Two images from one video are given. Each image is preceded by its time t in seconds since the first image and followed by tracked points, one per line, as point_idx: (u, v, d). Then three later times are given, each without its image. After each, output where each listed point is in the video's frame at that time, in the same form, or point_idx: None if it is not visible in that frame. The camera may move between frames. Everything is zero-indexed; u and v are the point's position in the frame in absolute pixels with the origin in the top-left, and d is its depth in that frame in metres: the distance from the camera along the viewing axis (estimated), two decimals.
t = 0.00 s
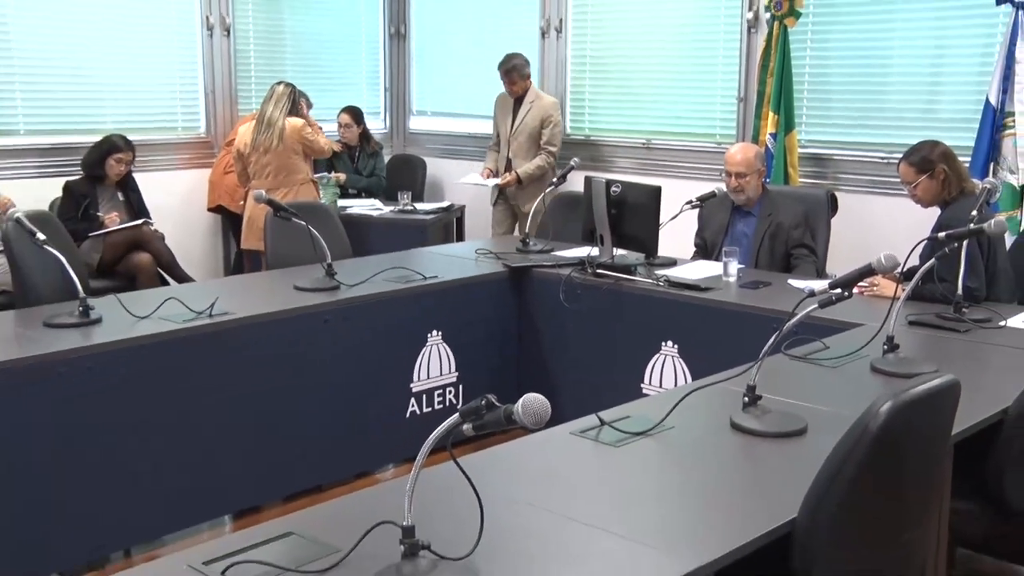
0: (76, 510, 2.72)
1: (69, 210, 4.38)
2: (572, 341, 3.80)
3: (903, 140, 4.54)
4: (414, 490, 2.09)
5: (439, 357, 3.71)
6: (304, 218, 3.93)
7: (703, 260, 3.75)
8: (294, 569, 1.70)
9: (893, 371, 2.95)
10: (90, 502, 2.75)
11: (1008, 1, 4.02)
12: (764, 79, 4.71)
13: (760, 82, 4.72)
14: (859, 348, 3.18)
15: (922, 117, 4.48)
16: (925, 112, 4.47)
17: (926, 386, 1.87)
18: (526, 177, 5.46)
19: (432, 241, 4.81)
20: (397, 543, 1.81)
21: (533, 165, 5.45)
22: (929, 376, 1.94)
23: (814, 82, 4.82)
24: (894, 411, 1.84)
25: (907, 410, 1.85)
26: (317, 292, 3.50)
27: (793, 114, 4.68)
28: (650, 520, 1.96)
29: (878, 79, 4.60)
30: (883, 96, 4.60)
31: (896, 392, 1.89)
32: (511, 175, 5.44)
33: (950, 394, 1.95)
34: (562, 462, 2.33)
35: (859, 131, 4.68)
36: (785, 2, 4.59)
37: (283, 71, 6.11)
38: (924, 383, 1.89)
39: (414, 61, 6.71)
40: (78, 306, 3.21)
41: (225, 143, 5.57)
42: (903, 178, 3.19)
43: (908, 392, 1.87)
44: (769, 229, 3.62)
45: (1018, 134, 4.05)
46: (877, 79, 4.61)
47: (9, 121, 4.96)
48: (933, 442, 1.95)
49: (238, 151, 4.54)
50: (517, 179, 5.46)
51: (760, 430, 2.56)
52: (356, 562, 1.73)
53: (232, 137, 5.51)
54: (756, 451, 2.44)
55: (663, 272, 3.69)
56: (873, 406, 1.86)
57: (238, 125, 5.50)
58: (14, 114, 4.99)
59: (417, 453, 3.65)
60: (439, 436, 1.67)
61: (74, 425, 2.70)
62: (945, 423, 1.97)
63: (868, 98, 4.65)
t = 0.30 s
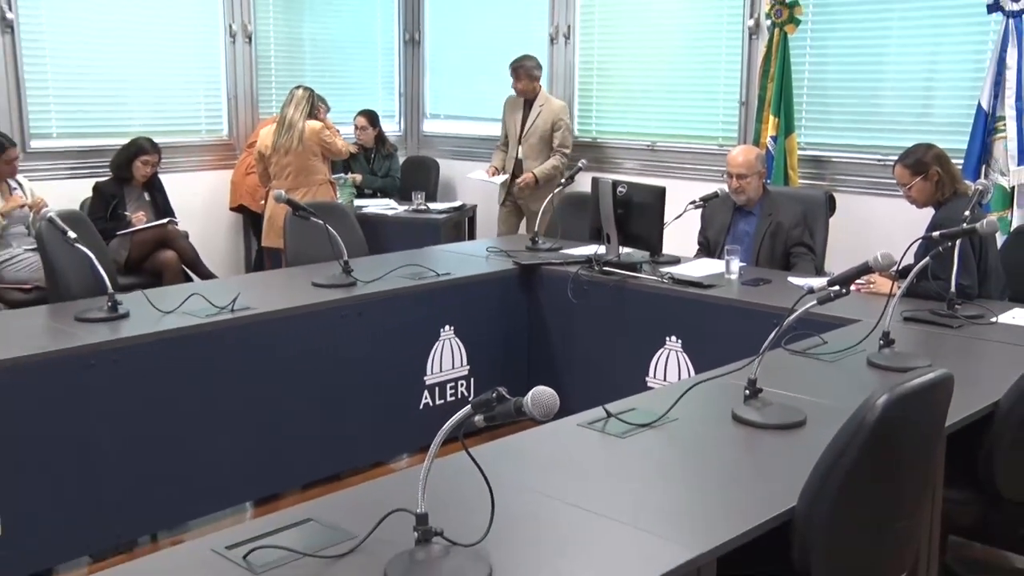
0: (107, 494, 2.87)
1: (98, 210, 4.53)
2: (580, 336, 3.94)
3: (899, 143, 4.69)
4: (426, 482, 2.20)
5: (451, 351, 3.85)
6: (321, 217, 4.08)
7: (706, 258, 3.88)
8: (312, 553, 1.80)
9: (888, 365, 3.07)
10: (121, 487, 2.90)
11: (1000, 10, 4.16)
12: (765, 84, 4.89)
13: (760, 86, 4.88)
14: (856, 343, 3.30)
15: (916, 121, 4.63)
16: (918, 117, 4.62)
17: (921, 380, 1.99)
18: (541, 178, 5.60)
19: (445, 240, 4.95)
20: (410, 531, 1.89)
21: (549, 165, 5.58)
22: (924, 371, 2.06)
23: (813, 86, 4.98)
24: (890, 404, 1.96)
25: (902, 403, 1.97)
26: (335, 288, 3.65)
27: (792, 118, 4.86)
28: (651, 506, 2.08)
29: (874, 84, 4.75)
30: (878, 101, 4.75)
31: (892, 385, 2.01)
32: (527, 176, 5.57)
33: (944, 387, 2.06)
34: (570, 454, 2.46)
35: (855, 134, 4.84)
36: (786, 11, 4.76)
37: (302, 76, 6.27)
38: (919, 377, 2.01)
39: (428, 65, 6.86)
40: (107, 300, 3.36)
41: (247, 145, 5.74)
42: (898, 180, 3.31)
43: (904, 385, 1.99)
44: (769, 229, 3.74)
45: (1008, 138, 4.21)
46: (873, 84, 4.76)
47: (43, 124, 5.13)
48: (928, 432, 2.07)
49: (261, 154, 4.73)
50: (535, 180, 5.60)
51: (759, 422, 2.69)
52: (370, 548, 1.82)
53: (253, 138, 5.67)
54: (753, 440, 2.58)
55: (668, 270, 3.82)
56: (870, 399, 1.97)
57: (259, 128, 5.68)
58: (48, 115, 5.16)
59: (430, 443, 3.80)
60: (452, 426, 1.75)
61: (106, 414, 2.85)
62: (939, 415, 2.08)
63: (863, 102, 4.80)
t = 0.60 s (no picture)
0: (139, 479, 3.04)
1: (127, 210, 4.69)
2: (589, 333, 4.09)
3: (896, 147, 4.87)
4: (441, 473, 2.30)
5: (464, 346, 4.00)
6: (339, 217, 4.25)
7: (711, 257, 4.02)
8: (330, 540, 1.88)
9: (885, 360, 3.18)
10: (149, 473, 3.07)
11: (993, 19, 4.28)
12: (768, 88, 5.01)
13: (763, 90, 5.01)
14: (855, 339, 3.42)
15: (913, 125, 4.82)
16: (917, 120, 4.81)
17: (916, 376, 2.07)
18: (545, 176, 5.80)
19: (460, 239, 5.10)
20: (425, 519, 1.97)
21: (552, 164, 5.79)
22: (919, 366, 2.14)
23: (814, 91, 5.16)
24: (887, 399, 2.04)
25: (898, 398, 2.04)
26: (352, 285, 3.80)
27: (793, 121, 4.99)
28: (654, 496, 2.18)
29: (872, 89, 4.94)
30: (876, 105, 4.94)
31: (889, 380, 2.08)
32: (531, 174, 5.78)
33: (939, 383, 2.14)
34: (579, 447, 2.56)
35: (854, 137, 5.02)
36: (787, 18, 4.89)
37: (321, 81, 6.41)
38: (913, 373, 2.09)
39: (443, 70, 7.02)
40: (135, 296, 3.52)
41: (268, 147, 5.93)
42: (896, 182, 3.43)
43: (900, 381, 2.07)
44: (770, 229, 3.88)
45: (1001, 142, 4.33)
46: (871, 89, 4.95)
47: (75, 128, 5.30)
48: (922, 426, 2.15)
49: (282, 156, 4.94)
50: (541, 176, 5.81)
51: (762, 415, 2.81)
52: (386, 535, 1.90)
53: (275, 141, 5.87)
54: (754, 431, 2.71)
55: (673, 269, 3.95)
56: (867, 394, 2.05)
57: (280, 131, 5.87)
58: (80, 120, 5.33)
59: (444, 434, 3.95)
60: (465, 419, 1.82)
61: (136, 404, 3.00)
62: (934, 408, 2.16)
63: (862, 106, 4.99)
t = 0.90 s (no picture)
0: (165, 466, 3.19)
1: (153, 211, 4.89)
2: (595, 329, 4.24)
3: (891, 150, 5.06)
4: (452, 464, 2.38)
5: (475, 341, 4.16)
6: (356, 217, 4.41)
7: (714, 255, 4.16)
8: (346, 528, 1.94)
9: (880, 356, 3.30)
10: (173, 461, 3.22)
11: (983, 28, 4.43)
12: (769, 94, 5.20)
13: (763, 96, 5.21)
14: (852, 335, 3.55)
15: (908, 130, 5.00)
16: (912, 125, 4.99)
17: (910, 370, 2.15)
18: (538, 174, 6.08)
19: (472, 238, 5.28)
20: (437, 509, 2.04)
21: (548, 162, 6.05)
22: (913, 361, 2.22)
23: (813, 96, 5.37)
24: (882, 393, 2.12)
25: (894, 391, 2.13)
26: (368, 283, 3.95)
27: (792, 125, 5.20)
28: (658, 487, 2.27)
29: (869, 95, 5.14)
30: (873, 110, 5.13)
31: (884, 375, 2.17)
32: (524, 172, 6.07)
33: (932, 377, 2.23)
34: (588, 440, 2.66)
35: (852, 141, 5.22)
36: (787, 26, 5.08)
37: (338, 85, 6.69)
38: (907, 367, 2.17)
39: (455, 76, 7.28)
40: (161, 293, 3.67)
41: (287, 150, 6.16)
42: (892, 184, 3.56)
43: (895, 375, 2.15)
44: (771, 229, 4.01)
45: (991, 146, 4.49)
46: (868, 95, 5.14)
47: (104, 132, 5.50)
48: (915, 417, 2.24)
49: (301, 158, 5.11)
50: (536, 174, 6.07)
51: (763, 409, 2.92)
52: (400, 522, 1.98)
53: (295, 144, 6.10)
54: (752, 422, 2.85)
55: (677, 267, 4.09)
56: (863, 389, 2.13)
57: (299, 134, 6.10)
58: (109, 125, 5.53)
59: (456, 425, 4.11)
60: (476, 411, 1.91)
61: (161, 395, 3.15)
62: (927, 401, 2.25)
63: (859, 111, 5.18)
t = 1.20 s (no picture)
0: (189, 454, 3.34)
1: (177, 210, 5.07)
2: (602, 325, 4.38)
3: (887, 154, 5.28)
4: (463, 457, 2.47)
5: (486, 336, 4.30)
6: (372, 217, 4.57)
7: (717, 254, 4.30)
8: (362, 514, 2.02)
9: (877, 351, 3.42)
10: (200, 448, 3.38)
11: (976, 36, 4.63)
12: (769, 99, 5.42)
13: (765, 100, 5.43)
14: (850, 331, 3.68)
15: (902, 135, 5.22)
16: (906, 131, 5.20)
17: (906, 366, 2.20)
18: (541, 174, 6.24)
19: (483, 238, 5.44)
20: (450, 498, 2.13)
21: (551, 163, 6.21)
22: (909, 358, 2.27)
23: (812, 102, 5.59)
24: (879, 390, 2.16)
25: (890, 387, 2.17)
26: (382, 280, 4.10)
27: (792, 127, 5.40)
28: (661, 479, 2.34)
29: (866, 101, 5.35)
30: (869, 116, 5.34)
31: (881, 371, 2.21)
32: (528, 172, 6.22)
33: (927, 372, 2.28)
34: (595, 434, 2.76)
35: (850, 145, 5.44)
36: (788, 33, 5.27)
37: (354, 90, 6.88)
38: (904, 362, 2.22)
39: (467, 81, 7.46)
40: (185, 290, 3.82)
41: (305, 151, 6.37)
42: (888, 186, 3.70)
43: (891, 370, 2.20)
44: (772, 229, 4.16)
45: (984, 150, 4.70)
46: (865, 101, 5.35)
47: (131, 136, 5.71)
48: (912, 411, 2.29)
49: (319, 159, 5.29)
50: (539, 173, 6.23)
51: (765, 402, 3.03)
52: (414, 510, 2.06)
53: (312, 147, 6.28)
54: (752, 413, 2.98)
55: (682, 265, 4.23)
56: (859, 385, 2.17)
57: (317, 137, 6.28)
58: (136, 128, 5.74)
59: (467, 418, 4.27)
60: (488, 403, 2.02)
61: (185, 387, 3.30)
62: (923, 395, 2.30)
63: (856, 116, 5.39)
